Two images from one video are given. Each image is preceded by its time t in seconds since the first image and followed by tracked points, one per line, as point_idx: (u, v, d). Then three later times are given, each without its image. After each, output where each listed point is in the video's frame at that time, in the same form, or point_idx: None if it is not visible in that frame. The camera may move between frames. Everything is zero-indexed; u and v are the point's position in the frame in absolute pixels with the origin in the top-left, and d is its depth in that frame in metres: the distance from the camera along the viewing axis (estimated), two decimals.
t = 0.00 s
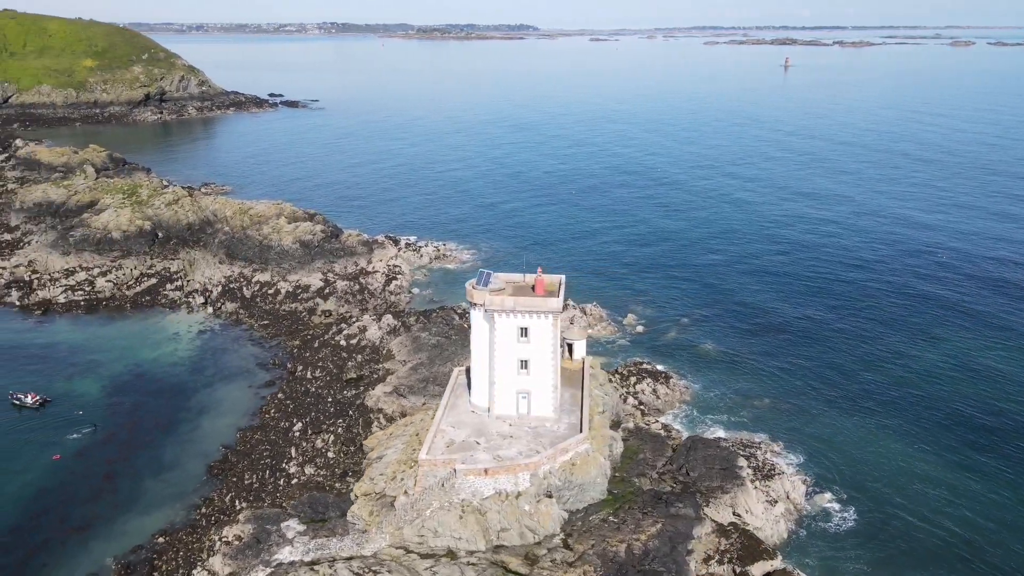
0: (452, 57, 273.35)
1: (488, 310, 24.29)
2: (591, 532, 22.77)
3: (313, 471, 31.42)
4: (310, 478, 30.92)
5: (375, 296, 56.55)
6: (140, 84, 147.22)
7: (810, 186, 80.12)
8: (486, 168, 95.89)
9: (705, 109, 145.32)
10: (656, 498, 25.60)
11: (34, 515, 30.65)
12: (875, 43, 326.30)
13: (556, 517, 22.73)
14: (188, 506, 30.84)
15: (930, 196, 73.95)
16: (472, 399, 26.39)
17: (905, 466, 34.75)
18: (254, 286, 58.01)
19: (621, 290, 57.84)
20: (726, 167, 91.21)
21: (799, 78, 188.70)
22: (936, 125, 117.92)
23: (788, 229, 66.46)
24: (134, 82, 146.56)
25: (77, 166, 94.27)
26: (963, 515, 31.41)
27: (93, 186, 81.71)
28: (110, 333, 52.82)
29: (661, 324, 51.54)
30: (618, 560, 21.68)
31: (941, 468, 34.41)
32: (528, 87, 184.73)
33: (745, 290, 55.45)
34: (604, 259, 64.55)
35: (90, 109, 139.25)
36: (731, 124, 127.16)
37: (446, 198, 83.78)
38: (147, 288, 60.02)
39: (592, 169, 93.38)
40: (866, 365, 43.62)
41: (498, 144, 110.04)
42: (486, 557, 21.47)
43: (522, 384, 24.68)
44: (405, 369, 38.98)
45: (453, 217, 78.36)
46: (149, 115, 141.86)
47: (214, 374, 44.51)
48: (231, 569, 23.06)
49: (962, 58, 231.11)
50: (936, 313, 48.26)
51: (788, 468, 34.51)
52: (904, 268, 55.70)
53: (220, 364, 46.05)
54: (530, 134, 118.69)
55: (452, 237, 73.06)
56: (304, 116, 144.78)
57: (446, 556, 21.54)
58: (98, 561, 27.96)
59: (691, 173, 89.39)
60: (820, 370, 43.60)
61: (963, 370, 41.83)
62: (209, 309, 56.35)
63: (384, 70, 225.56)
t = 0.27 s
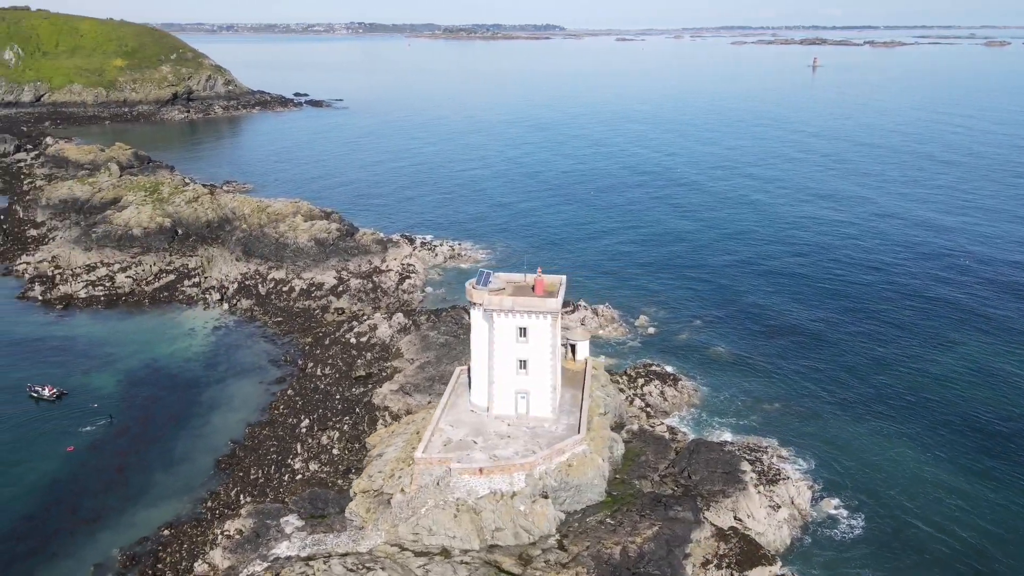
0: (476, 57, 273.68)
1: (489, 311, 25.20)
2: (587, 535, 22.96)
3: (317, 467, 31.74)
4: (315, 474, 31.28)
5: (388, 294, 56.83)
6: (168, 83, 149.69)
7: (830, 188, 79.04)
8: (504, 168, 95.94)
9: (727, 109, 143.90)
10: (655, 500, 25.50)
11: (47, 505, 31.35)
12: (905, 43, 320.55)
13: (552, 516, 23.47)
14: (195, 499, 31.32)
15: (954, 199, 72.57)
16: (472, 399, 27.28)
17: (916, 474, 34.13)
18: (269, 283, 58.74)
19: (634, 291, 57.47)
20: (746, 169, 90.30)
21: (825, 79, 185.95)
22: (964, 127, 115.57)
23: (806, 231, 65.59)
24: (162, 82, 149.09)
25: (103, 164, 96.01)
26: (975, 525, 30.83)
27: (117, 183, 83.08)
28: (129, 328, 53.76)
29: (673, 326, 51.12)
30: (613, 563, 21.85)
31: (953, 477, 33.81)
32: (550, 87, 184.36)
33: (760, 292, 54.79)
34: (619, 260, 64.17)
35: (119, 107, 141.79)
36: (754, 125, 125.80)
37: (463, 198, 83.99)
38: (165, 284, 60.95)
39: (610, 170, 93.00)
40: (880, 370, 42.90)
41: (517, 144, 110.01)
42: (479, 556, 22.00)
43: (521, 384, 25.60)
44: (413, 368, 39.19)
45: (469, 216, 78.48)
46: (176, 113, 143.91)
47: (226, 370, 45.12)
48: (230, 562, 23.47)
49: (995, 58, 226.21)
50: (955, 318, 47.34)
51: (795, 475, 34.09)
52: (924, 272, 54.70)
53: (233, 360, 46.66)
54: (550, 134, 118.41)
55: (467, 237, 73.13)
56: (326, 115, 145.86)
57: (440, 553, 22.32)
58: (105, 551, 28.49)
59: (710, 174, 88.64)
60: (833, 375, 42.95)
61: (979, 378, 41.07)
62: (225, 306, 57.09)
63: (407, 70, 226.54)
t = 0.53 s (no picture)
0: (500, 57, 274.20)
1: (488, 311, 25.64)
2: (581, 537, 23.09)
3: (321, 464, 31.99)
4: (319, 470, 31.56)
5: (401, 293, 57.06)
6: (196, 83, 152.09)
7: (852, 190, 77.85)
8: (523, 167, 95.88)
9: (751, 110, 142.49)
10: (654, 503, 25.38)
11: (59, 495, 32.02)
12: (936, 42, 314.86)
13: (547, 518, 23.59)
14: (202, 493, 31.78)
15: (979, 202, 71.10)
16: (471, 401, 27.66)
17: (928, 482, 33.45)
18: (284, 281, 59.38)
19: (648, 292, 57.05)
20: (766, 170, 89.27)
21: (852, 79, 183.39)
22: (994, 129, 113.20)
23: (824, 233, 64.65)
24: (190, 81, 151.52)
25: (128, 161, 97.73)
26: (987, 536, 30.18)
27: (140, 180, 84.44)
28: (146, 323, 54.66)
29: (685, 327, 50.65)
30: (606, 565, 21.94)
31: (966, 486, 33.12)
32: (572, 87, 184.02)
33: (775, 295, 54.10)
34: (634, 260, 63.79)
35: (148, 106, 144.27)
36: (777, 125, 124.39)
37: (480, 197, 84.15)
38: (183, 280, 61.81)
39: (628, 170, 92.52)
40: (895, 375, 42.10)
41: (536, 144, 109.93)
42: (474, 555, 22.48)
43: (520, 384, 25.89)
44: (421, 367, 39.36)
45: (485, 216, 78.56)
46: (202, 111, 145.90)
47: (238, 366, 45.63)
48: (229, 556, 23.95)
49: None
50: (974, 324, 46.38)
51: (803, 481, 33.61)
52: (944, 275, 53.63)
53: (246, 356, 47.22)
54: (569, 134, 118.15)
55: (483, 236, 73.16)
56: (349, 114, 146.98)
57: (435, 552, 22.70)
58: (112, 543, 29.01)
59: (729, 175, 87.81)
60: (846, 379, 42.26)
61: (997, 385, 40.20)
62: (240, 303, 57.77)
63: (431, 70, 227.58)
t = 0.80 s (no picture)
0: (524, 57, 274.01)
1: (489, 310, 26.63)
2: (576, 537, 23.56)
3: (326, 461, 32.39)
4: (323, 466, 31.94)
5: (414, 291, 57.22)
6: (222, 82, 154.26)
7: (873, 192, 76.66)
8: (541, 167, 95.76)
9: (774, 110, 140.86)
10: (652, 506, 25.46)
11: (71, 485, 32.68)
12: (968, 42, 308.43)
13: (542, 516, 24.23)
14: (209, 487, 32.26)
15: (1004, 205, 69.58)
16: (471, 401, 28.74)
17: (940, 490, 32.79)
18: (299, 278, 60.01)
19: (661, 293, 56.63)
20: (786, 171, 88.20)
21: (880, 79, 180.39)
22: None
23: (843, 235, 63.74)
24: (217, 80, 153.80)
25: (153, 159, 99.32)
26: (998, 547, 29.55)
27: (163, 178, 85.74)
28: (163, 318, 55.53)
29: (697, 329, 50.19)
30: (600, 566, 22.36)
31: (979, 495, 32.44)
32: (594, 87, 183.27)
33: (790, 297, 53.39)
34: (648, 261, 63.40)
35: (175, 105, 146.58)
36: (800, 126, 122.82)
37: (497, 197, 84.27)
38: (201, 276, 62.71)
39: (646, 171, 92.00)
40: (910, 380, 41.31)
41: (555, 143, 109.77)
42: (467, 553, 23.21)
43: (518, 384, 26.98)
44: (428, 366, 39.60)
45: (501, 215, 78.61)
46: (227, 110, 147.71)
47: (250, 362, 46.20)
48: (229, 549, 24.82)
49: None
50: (993, 329, 45.43)
51: (811, 486, 33.11)
52: (964, 279, 52.59)
53: (259, 352, 47.80)
54: (589, 134, 117.72)
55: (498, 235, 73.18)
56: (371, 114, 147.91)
57: (429, 549, 23.36)
58: (120, 534, 29.51)
59: (749, 176, 86.93)
60: (859, 384, 41.59)
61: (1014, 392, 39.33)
62: (255, 299, 58.47)
63: (454, 69, 228.18)
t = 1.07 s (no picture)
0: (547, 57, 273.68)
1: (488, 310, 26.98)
2: (571, 538, 24.08)
3: (329, 457, 32.72)
4: (327, 463, 32.32)
5: (426, 290, 57.33)
6: (248, 81, 156.19)
7: (895, 194, 75.33)
8: (559, 167, 95.54)
9: (798, 111, 139.08)
10: (650, 508, 25.65)
11: (82, 476, 33.35)
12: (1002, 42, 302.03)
13: (535, 516, 24.47)
14: (215, 481, 32.72)
15: None
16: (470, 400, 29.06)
17: (952, 499, 32.10)
18: (313, 276, 60.59)
19: (674, 294, 56.20)
20: (807, 172, 87.03)
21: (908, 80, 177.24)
22: None
23: (861, 238, 62.71)
24: (242, 80, 155.73)
25: (177, 157, 100.82)
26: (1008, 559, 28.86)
27: (185, 176, 86.97)
28: (179, 314, 56.39)
29: (709, 331, 49.74)
30: (592, 568, 22.84)
31: (992, 504, 31.69)
32: (617, 87, 182.29)
33: (805, 300, 52.66)
34: (663, 262, 62.97)
35: (201, 104, 148.64)
36: (823, 127, 121.13)
37: (514, 197, 84.29)
38: (217, 273, 63.55)
39: (665, 171, 91.40)
40: (925, 386, 40.51)
41: (574, 143, 109.45)
42: (460, 552, 23.63)
43: (516, 384, 27.22)
44: (435, 365, 39.74)
45: (517, 215, 78.56)
46: (252, 109, 149.47)
47: (262, 358, 46.72)
48: (229, 542, 25.24)
49: None
50: (1012, 336, 44.43)
51: (817, 491, 32.66)
52: (984, 284, 51.47)
53: (271, 349, 48.31)
54: (608, 134, 117.23)
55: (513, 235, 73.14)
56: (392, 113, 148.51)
57: (423, 547, 23.79)
58: (126, 525, 30.05)
59: (768, 177, 86.00)
60: (872, 388, 40.84)
61: None
62: (270, 297, 59.13)
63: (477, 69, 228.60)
